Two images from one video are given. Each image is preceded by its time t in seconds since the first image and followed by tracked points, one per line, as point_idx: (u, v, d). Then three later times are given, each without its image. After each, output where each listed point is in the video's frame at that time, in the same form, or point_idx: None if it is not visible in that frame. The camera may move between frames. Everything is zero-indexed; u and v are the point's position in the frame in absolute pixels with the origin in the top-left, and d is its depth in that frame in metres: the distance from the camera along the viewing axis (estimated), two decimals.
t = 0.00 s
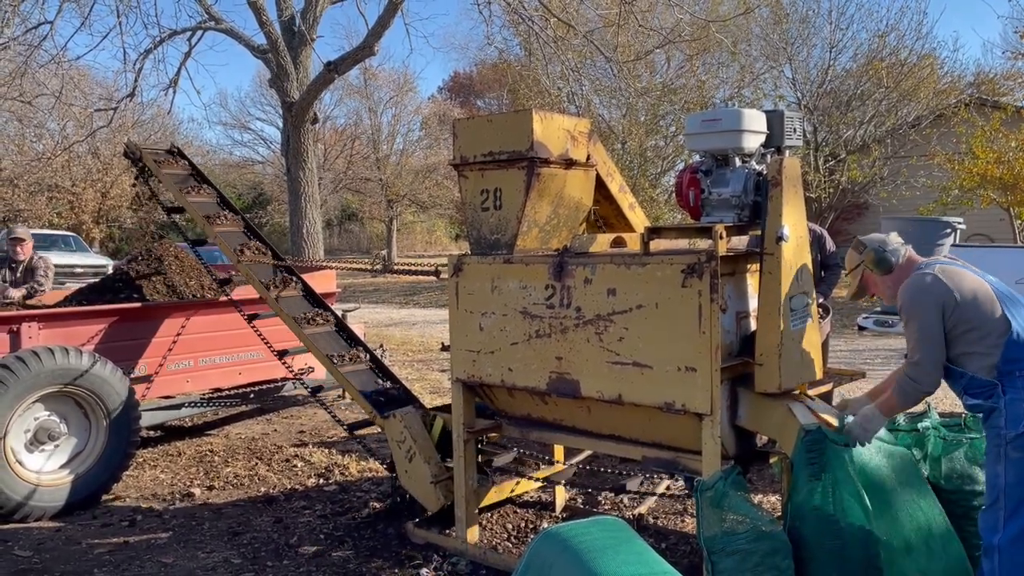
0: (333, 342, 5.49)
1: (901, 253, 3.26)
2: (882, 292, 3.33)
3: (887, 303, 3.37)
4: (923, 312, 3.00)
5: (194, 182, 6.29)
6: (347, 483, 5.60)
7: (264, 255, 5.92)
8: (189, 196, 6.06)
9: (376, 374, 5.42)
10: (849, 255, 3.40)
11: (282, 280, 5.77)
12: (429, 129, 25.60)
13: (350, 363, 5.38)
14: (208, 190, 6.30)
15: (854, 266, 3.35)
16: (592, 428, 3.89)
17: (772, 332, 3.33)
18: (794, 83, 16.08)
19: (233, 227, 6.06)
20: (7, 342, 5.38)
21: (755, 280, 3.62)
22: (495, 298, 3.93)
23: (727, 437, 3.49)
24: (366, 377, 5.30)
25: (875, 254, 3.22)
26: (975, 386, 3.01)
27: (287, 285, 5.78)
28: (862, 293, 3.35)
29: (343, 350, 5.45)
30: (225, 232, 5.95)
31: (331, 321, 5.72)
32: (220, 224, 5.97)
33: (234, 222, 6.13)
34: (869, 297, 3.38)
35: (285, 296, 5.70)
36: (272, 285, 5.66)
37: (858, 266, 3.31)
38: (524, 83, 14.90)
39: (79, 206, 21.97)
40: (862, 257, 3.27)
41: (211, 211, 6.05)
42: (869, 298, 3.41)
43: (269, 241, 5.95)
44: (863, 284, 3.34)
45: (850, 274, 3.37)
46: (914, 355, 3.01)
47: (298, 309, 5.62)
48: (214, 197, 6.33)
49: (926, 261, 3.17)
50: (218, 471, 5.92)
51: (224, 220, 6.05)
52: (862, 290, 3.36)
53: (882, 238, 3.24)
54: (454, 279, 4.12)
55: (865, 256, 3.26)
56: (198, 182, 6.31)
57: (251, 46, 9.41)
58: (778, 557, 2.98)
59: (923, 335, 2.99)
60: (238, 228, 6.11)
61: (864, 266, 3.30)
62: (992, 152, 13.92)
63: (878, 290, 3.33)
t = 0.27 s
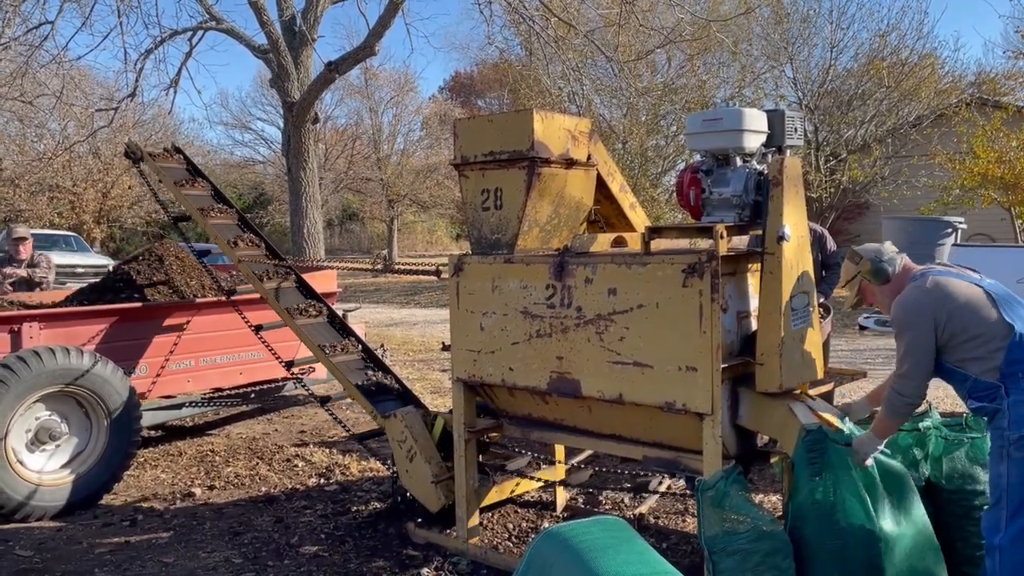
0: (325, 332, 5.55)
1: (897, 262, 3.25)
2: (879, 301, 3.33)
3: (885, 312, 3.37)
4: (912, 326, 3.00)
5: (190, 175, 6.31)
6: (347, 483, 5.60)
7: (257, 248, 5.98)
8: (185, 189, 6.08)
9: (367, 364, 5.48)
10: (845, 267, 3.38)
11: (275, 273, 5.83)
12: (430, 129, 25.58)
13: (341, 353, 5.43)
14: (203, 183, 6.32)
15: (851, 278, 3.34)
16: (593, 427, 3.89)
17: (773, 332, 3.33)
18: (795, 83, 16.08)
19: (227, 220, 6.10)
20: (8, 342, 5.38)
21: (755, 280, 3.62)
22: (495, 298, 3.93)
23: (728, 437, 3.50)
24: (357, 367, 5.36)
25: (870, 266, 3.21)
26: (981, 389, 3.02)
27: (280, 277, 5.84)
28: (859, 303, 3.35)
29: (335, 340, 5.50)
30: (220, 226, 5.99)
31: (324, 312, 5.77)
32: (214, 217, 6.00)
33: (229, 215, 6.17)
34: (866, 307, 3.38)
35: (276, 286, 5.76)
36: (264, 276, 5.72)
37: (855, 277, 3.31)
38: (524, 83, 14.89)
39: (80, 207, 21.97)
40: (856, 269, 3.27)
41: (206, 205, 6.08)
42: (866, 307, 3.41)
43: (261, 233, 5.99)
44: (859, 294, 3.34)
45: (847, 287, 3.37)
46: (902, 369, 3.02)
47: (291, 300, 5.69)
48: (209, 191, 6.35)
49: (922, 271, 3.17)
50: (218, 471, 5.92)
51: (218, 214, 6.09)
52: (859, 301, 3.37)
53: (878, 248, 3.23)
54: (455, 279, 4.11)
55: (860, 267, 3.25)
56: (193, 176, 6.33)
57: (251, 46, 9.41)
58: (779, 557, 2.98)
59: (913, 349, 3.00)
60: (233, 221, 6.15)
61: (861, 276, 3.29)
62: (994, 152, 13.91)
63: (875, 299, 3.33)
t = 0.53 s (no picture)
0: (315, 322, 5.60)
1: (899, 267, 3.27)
2: (880, 305, 3.34)
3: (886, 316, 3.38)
4: (903, 335, 3.00)
5: (186, 169, 6.33)
6: (348, 482, 5.60)
7: (252, 241, 6.02)
8: (181, 182, 6.10)
9: (358, 354, 5.55)
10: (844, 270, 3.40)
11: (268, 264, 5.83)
12: (430, 129, 25.57)
13: (333, 343, 5.49)
14: (199, 177, 6.34)
15: (852, 281, 3.34)
16: (594, 427, 3.89)
17: (774, 332, 3.33)
18: (795, 83, 16.07)
19: (222, 213, 6.11)
20: (9, 342, 5.38)
21: (755, 280, 3.62)
22: (495, 297, 3.94)
23: (729, 437, 3.50)
24: (348, 358, 5.42)
25: (872, 270, 3.22)
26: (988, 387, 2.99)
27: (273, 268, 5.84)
28: (859, 306, 3.36)
29: (326, 330, 5.54)
30: (215, 218, 6.01)
31: (316, 304, 5.79)
32: (210, 210, 6.03)
33: (224, 208, 6.20)
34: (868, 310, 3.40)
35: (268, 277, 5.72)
36: (257, 266, 5.72)
37: (856, 280, 3.31)
38: (525, 83, 14.88)
39: (81, 207, 21.98)
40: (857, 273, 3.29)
41: (202, 198, 6.11)
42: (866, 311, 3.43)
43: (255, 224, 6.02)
44: (860, 297, 3.35)
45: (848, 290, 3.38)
46: (889, 376, 3.02)
47: (283, 291, 5.70)
48: (205, 185, 6.38)
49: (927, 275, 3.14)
50: (219, 470, 5.92)
51: (213, 207, 6.10)
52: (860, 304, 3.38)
53: (880, 251, 3.25)
54: (456, 279, 4.11)
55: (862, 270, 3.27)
56: (189, 170, 6.36)
57: (251, 46, 9.42)
58: (779, 556, 3.00)
59: (902, 359, 3.00)
60: (227, 215, 6.17)
61: (863, 280, 3.30)
62: (994, 152, 13.89)
63: (876, 303, 3.34)
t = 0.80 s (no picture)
0: (308, 313, 5.63)
1: (914, 252, 3.21)
2: (892, 290, 3.30)
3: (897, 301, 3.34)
4: (913, 331, 2.97)
5: (179, 162, 6.37)
6: (349, 482, 5.60)
7: (245, 233, 6.06)
8: (173, 175, 6.14)
9: (350, 345, 5.57)
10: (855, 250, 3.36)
11: (261, 256, 5.85)
12: (431, 129, 25.56)
13: (325, 333, 5.50)
14: (191, 170, 6.38)
15: (864, 265, 3.30)
16: (595, 427, 3.88)
17: (775, 332, 3.32)
18: (796, 82, 16.07)
19: (214, 205, 6.14)
20: (9, 342, 5.37)
21: (755, 279, 3.62)
22: (496, 297, 3.93)
23: (731, 437, 3.50)
24: (340, 349, 5.44)
25: (887, 256, 3.17)
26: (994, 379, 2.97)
27: (265, 260, 5.85)
28: (871, 290, 3.33)
29: (318, 321, 5.58)
30: (208, 211, 6.04)
31: (308, 295, 5.81)
32: (202, 202, 6.05)
33: (216, 200, 6.22)
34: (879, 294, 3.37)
35: (262, 270, 5.72)
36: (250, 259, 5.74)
37: (868, 264, 3.27)
38: (525, 83, 14.89)
39: (81, 207, 21.99)
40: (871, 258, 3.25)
41: (195, 190, 6.14)
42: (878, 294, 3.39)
43: (247, 215, 6.05)
44: (872, 280, 3.32)
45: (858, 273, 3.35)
46: (896, 373, 2.99)
47: (274, 283, 5.70)
48: (198, 177, 6.41)
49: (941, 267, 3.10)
50: (220, 470, 5.92)
51: (205, 199, 6.13)
52: (870, 286, 3.36)
53: (895, 235, 3.19)
54: (456, 278, 4.11)
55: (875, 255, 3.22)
56: (181, 162, 6.39)
57: (252, 46, 9.42)
58: (780, 556, 2.99)
59: (911, 355, 2.97)
60: (220, 207, 6.19)
61: (876, 264, 3.26)
62: (995, 151, 13.89)
63: (888, 288, 3.31)
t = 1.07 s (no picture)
0: (303, 304, 5.68)
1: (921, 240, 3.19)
2: (899, 279, 3.26)
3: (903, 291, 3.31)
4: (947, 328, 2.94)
5: (172, 155, 6.41)
6: (349, 482, 5.60)
7: (239, 226, 6.11)
8: (165, 167, 6.19)
9: (342, 336, 5.64)
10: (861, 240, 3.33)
11: (255, 248, 5.92)
12: (431, 129, 25.55)
13: (317, 325, 5.55)
14: (184, 163, 6.43)
15: (871, 255, 3.26)
16: (595, 426, 3.88)
17: (776, 331, 3.33)
18: (796, 82, 16.07)
19: (208, 198, 6.18)
20: (9, 342, 5.37)
21: (755, 279, 3.62)
22: (496, 297, 3.93)
23: (730, 436, 3.49)
24: (332, 339, 5.50)
25: (897, 245, 3.12)
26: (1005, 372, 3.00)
27: (260, 252, 5.91)
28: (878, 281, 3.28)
29: (311, 312, 5.63)
30: (202, 203, 6.08)
31: (302, 287, 5.87)
32: (196, 194, 6.10)
33: (209, 193, 6.26)
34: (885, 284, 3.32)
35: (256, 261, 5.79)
36: (244, 251, 5.80)
37: (877, 253, 3.23)
38: (525, 82, 14.89)
39: (82, 207, 22.00)
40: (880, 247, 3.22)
41: (188, 183, 6.19)
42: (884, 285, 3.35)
43: (240, 208, 6.09)
44: (881, 271, 3.27)
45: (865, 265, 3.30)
46: (942, 373, 2.95)
47: (269, 274, 5.76)
48: (192, 170, 6.46)
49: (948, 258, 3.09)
50: (220, 470, 5.92)
51: (198, 191, 6.17)
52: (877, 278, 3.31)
53: (902, 223, 3.16)
54: (457, 278, 4.11)
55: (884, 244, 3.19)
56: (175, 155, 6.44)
57: (252, 46, 9.42)
58: (781, 556, 2.99)
59: (951, 353, 2.93)
60: (213, 199, 6.23)
61: (884, 253, 3.22)
62: (995, 151, 13.89)
63: (896, 278, 3.26)
